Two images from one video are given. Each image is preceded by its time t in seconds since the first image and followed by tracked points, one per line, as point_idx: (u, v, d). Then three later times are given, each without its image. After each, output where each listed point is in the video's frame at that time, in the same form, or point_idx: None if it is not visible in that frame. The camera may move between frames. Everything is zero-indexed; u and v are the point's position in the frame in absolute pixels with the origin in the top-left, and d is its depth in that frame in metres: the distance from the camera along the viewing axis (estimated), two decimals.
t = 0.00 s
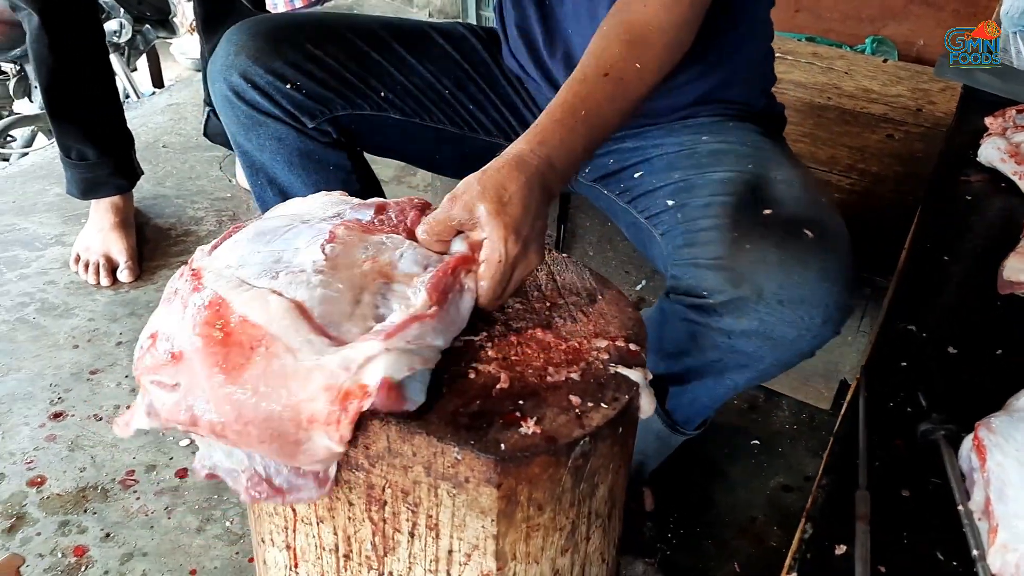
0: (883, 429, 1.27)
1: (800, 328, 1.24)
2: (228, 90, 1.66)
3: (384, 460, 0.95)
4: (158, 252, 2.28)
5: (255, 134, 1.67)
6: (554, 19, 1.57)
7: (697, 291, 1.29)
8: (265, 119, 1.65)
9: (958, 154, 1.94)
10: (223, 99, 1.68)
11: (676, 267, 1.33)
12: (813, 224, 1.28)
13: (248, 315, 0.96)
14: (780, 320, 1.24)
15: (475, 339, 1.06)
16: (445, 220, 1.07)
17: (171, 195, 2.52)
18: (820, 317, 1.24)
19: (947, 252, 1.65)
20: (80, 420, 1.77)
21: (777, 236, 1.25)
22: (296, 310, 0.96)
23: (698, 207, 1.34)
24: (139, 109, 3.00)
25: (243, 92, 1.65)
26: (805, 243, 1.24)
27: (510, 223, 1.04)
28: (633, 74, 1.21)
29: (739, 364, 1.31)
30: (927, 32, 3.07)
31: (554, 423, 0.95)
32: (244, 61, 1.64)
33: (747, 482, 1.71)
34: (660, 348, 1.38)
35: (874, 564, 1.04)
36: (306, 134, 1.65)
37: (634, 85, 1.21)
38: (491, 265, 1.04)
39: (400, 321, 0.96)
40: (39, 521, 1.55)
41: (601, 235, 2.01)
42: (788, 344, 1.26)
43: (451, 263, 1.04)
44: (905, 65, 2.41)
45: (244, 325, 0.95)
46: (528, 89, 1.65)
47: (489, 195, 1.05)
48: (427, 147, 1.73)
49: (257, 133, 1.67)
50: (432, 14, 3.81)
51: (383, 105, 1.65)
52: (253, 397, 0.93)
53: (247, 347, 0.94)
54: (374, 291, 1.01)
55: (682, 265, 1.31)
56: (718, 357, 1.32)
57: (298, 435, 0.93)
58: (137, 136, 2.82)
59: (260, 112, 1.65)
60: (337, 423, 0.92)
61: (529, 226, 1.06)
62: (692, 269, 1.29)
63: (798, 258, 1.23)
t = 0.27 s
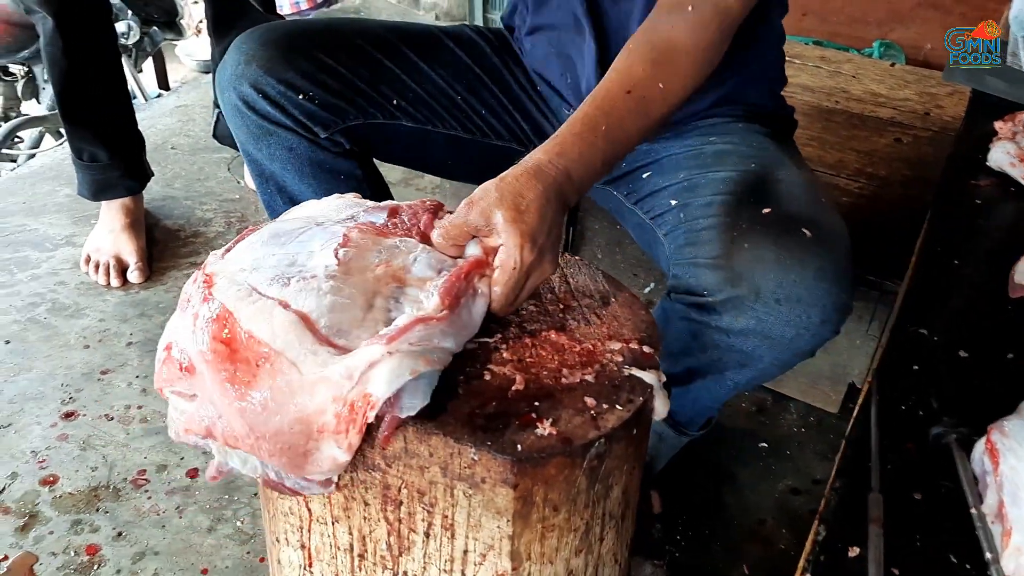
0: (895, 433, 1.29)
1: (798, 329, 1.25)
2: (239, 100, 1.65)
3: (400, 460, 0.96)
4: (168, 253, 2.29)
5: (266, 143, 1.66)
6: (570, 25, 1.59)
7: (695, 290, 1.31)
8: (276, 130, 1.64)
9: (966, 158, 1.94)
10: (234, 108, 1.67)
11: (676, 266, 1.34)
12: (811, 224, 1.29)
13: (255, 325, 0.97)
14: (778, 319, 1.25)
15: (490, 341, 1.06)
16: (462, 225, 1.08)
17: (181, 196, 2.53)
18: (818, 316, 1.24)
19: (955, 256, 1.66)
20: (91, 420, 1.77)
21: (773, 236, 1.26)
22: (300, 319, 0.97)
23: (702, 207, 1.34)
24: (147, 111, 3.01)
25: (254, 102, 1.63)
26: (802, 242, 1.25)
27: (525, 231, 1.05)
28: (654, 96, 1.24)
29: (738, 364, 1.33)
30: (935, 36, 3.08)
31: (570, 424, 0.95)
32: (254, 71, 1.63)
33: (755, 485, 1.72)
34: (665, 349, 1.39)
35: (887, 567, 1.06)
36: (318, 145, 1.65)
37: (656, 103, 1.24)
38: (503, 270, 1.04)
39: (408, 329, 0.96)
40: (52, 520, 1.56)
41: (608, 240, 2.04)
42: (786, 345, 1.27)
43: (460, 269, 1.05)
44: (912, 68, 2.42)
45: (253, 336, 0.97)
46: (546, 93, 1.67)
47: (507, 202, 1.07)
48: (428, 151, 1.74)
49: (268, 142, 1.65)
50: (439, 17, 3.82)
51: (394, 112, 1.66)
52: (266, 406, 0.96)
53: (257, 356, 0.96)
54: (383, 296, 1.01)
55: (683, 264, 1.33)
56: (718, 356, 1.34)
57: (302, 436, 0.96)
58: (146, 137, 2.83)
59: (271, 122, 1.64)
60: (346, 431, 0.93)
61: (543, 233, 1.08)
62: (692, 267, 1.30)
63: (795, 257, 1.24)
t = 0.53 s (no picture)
0: (900, 427, 1.31)
1: (809, 327, 1.27)
2: (275, 82, 1.66)
3: (411, 455, 0.97)
4: (171, 252, 2.29)
5: (298, 128, 1.69)
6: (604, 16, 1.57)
7: (714, 280, 1.33)
8: (309, 114, 1.67)
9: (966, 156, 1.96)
10: (268, 90, 1.69)
11: (695, 257, 1.37)
12: (833, 225, 1.29)
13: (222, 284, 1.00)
14: (789, 316, 1.27)
15: (499, 337, 1.07)
16: (456, 218, 1.00)
17: (182, 195, 2.54)
18: (830, 317, 1.26)
19: (958, 254, 1.67)
20: (96, 418, 1.78)
21: (793, 234, 1.27)
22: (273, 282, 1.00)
23: (725, 199, 1.36)
24: (148, 110, 3.02)
25: (290, 85, 1.66)
26: (823, 245, 1.26)
27: (519, 232, 0.97)
28: (663, 113, 1.10)
29: (745, 358, 1.35)
30: (933, 36, 3.09)
31: (580, 418, 0.96)
32: (293, 53, 1.64)
33: (758, 480, 1.73)
34: (672, 340, 1.43)
35: (893, 559, 1.08)
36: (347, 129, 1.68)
37: (665, 121, 1.10)
38: (490, 272, 0.98)
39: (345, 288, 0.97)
40: (58, 517, 1.57)
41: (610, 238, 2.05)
42: (795, 340, 1.29)
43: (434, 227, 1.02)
44: (910, 67, 2.43)
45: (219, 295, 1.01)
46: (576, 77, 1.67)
47: (502, 199, 0.98)
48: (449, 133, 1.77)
49: (299, 126, 1.69)
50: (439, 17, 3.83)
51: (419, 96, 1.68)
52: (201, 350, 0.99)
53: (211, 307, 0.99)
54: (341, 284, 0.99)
55: (705, 254, 1.35)
56: (723, 350, 1.36)
57: (342, 419, 0.98)
58: (146, 136, 2.83)
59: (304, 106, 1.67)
60: (260, 391, 0.97)
61: (532, 239, 0.99)
62: (713, 258, 1.33)
63: (813, 256, 1.25)
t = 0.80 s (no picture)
0: (904, 423, 1.34)
1: (829, 331, 1.30)
2: (351, 64, 1.62)
3: (421, 453, 0.97)
4: (169, 253, 2.29)
5: (363, 113, 1.66)
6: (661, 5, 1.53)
7: (744, 275, 1.35)
8: (378, 100, 1.64)
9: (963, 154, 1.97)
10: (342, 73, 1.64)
11: (734, 247, 1.37)
12: (873, 238, 1.33)
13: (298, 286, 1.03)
14: (814, 319, 1.30)
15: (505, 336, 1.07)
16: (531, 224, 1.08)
17: (180, 197, 2.53)
18: (849, 326, 1.30)
19: (956, 250, 1.70)
20: (98, 420, 1.78)
21: (835, 243, 1.30)
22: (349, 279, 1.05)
23: (778, 198, 1.38)
24: (143, 111, 3.01)
25: (367, 69, 1.62)
26: (862, 256, 1.29)
27: (586, 239, 1.05)
28: (739, 116, 1.18)
29: (758, 359, 1.38)
30: (927, 35, 3.11)
31: (588, 416, 0.97)
32: (376, 38, 1.60)
33: (759, 477, 1.74)
34: (686, 332, 1.45)
35: (899, 553, 1.12)
36: (412, 121, 1.67)
37: (736, 129, 1.18)
38: (558, 273, 1.05)
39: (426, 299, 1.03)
40: (62, 519, 1.57)
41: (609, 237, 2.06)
42: (813, 344, 1.32)
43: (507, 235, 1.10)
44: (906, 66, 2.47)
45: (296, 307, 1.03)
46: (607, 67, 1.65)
47: (569, 205, 1.06)
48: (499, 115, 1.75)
49: (364, 112, 1.66)
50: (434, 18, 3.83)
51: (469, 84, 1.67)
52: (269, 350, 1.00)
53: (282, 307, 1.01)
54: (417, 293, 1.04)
55: (741, 247, 1.36)
56: (739, 348, 1.38)
57: (352, 417, 0.98)
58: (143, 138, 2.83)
59: (376, 89, 1.63)
60: (329, 388, 0.96)
61: (597, 248, 1.06)
62: (749, 252, 1.34)
63: (849, 266, 1.29)
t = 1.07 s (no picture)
0: (903, 420, 1.34)
1: (837, 348, 1.31)
2: (334, 71, 1.58)
3: (417, 456, 0.96)
4: (157, 255, 2.26)
5: (347, 120, 1.61)
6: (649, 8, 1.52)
7: (749, 289, 1.35)
8: (364, 109, 1.59)
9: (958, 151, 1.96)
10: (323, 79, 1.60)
11: (736, 262, 1.37)
12: (875, 254, 1.32)
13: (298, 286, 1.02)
14: (820, 336, 1.30)
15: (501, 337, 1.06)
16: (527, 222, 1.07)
17: (168, 198, 2.51)
18: (857, 341, 1.31)
19: (953, 247, 1.70)
20: (87, 424, 1.75)
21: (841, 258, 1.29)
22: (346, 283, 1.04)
23: (773, 208, 1.35)
24: (130, 112, 2.98)
25: (350, 76, 1.58)
26: (866, 272, 1.29)
27: (587, 241, 1.03)
28: (746, 123, 1.13)
29: (765, 372, 1.39)
30: (918, 31, 3.11)
31: (588, 417, 0.96)
32: (359, 44, 1.56)
33: (755, 477, 1.73)
34: (688, 341, 1.46)
35: (900, 551, 1.13)
36: (398, 128, 1.62)
37: (746, 133, 1.14)
38: (558, 275, 1.03)
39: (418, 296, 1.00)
40: (51, 525, 1.54)
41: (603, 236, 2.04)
42: (819, 359, 1.33)
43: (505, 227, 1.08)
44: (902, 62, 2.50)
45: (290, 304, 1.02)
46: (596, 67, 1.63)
47: (572, 204, 1.04)
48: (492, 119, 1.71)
49: (348, 119, 1.60)
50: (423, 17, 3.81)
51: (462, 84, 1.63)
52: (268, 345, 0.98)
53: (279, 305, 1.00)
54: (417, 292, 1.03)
55: (742, 261, 1.36)
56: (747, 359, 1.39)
57: (348, 421, 0.96)
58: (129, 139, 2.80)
59: (359, 97, 1.58)
60: (326, 389, 0.95)
61: (595, 250, 1.04)
62: (752, 266, 1.34)
63: (854, 284, 1.28)
